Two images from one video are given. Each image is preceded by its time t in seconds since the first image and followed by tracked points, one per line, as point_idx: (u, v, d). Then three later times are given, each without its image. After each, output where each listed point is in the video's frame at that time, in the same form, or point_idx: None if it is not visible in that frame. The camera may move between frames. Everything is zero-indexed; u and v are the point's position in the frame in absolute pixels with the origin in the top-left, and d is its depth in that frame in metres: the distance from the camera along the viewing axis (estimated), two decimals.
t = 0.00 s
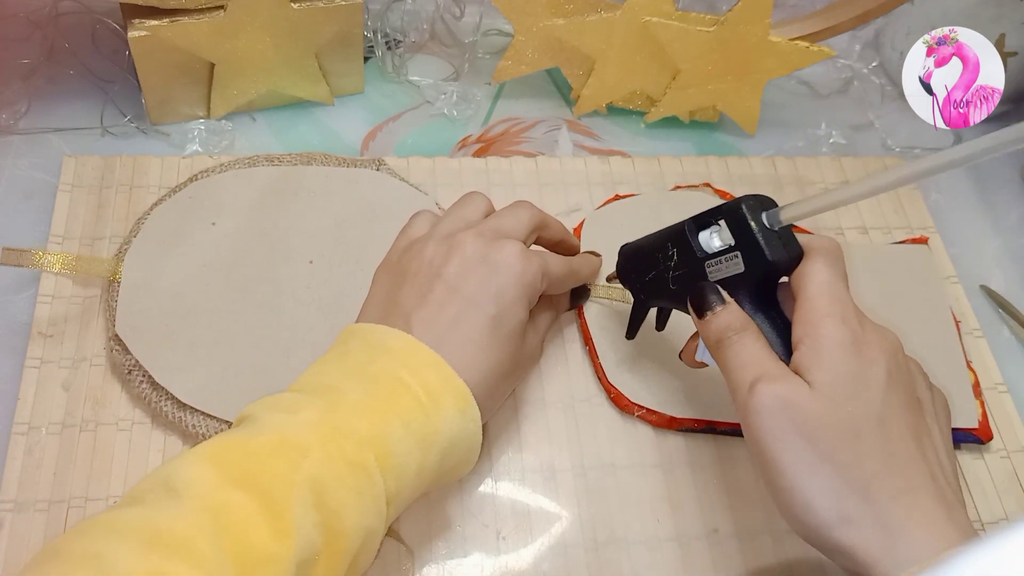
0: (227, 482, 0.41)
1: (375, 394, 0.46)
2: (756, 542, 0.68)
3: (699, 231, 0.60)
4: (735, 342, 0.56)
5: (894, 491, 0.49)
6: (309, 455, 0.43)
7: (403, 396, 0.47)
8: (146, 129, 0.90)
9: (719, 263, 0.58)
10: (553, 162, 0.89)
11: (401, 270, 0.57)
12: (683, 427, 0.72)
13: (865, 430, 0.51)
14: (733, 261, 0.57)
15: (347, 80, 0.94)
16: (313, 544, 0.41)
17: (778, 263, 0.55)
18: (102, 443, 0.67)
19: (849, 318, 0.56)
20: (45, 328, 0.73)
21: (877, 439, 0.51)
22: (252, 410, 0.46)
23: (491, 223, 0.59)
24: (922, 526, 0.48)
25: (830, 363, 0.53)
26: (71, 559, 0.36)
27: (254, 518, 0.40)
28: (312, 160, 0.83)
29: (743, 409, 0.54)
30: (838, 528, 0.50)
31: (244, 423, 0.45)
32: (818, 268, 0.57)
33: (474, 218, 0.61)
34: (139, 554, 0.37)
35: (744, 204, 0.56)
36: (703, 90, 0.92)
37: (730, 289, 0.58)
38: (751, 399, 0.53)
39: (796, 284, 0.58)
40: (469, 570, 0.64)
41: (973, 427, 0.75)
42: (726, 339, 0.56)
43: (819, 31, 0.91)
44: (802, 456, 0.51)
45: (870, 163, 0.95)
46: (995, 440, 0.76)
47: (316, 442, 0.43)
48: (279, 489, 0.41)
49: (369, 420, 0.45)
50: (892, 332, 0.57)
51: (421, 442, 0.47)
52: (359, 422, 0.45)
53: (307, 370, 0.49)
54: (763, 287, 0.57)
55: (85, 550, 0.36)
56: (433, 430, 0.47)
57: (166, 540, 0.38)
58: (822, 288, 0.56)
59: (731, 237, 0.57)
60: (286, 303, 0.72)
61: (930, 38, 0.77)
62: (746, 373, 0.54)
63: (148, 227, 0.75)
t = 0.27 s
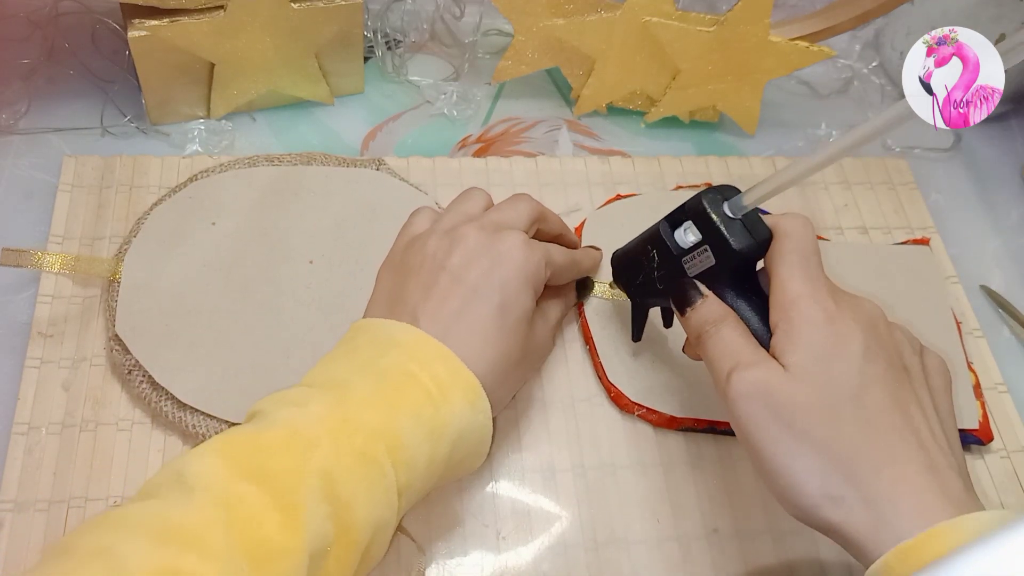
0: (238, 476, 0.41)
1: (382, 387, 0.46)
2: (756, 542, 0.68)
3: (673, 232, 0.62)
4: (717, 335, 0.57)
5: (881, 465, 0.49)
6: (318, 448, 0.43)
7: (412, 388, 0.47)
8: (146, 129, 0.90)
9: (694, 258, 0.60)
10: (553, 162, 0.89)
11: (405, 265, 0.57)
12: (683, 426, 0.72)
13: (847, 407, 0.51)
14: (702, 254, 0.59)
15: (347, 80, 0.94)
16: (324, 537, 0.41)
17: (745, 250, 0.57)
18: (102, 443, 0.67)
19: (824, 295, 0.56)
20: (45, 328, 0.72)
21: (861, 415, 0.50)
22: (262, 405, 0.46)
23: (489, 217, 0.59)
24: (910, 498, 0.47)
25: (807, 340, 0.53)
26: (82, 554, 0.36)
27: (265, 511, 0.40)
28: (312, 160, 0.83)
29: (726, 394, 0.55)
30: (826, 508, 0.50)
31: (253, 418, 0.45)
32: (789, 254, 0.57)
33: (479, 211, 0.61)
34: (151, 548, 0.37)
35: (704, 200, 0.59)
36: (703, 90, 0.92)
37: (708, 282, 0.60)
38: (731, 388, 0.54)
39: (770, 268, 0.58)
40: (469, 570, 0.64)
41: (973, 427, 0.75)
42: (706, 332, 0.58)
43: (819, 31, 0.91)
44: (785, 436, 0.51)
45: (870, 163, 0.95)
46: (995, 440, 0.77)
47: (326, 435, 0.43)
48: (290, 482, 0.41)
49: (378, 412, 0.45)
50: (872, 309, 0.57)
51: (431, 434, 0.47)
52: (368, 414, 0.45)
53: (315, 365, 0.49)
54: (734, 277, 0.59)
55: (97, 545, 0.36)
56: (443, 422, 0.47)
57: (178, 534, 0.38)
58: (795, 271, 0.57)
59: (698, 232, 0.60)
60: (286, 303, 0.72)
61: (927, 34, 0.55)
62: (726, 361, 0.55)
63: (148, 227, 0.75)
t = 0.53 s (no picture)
0: (219, 482, 0.40)
1: (370, 387, 0.46)
2: (755, 542, 0.68)
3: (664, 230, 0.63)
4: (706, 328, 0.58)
5: (867, 451, 0.50)
6: (299, 451, 0.43)
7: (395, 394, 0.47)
8: (146, 129, 0.90)
9: (686, 256, 0.61)
10: (553, 162, 0.89)
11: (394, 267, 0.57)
12: (683, 426, 0.72)
13: (833, 394, 0.52)
14: (695, 251, 0.60)
15: (347, 80, 0.94)
16: (307, 542, 0.41)
17: (733, 246, 0.59)
18: (102, 443, 0.67)
19: (810, 287, 0.57)
20: (45, 328, 0.72)
21: (847, 402, 0.51)
22: (247, 410, 0.46)
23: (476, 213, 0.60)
24: (895, 484, 0.48)
25: (794, 331, 0.54)
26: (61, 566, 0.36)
27: (245, 516, 0.40)
28: (313, 160, 0.83)
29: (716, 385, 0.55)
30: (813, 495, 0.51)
31: (238, 423, 0.45)
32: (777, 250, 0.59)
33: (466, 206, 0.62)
34: (131, 554, 0.37)
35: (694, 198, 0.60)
36: (703, 90, 0.92)
37: (699, 279, 0.61)
38: (720, 378, 0.54)
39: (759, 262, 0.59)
40: (469, 569, 0.64)
41: (974, 428, 0.74)
42: (697, 327, 0.59)
43: (820, 31, 0.91)
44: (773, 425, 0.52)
45: (870, 163, 0.95)
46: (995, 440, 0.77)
47: (309, 437, 0.43)
48: (271, 487, 0.41)
49: (362, 414, 0.45)
50: (857, 297, 0.58)
51: (418, 434, 0.46)
52: (353, 415, 0.45)
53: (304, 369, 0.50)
54: (724, 271, 0.60)
55: (75, 556, 0.37)
56: (429, 423, 0.47)
57: (156, 542, 0.38)
58: (782, 265, 0.58)
59: (688, 229, 0.60)
60: (286, 303, 0.72)
61: (926, 36, 0.54)
62: (715, 353, 0.56)
63: (148, 227, 0.76)
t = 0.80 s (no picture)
0: None
1: (264, 483, 0.41)
2: (756, 542, 0.68)
3: (661, 221, 0.62)
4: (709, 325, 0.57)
5: (874, 443, 0.50)
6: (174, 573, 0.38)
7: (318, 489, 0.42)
8: (146, 129, 0.90)
9: (683, 247, 0.60)
10: (553, 162, 0.89)
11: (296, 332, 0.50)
12: (684, 426, 0.72)
13: (841, 387, 0.52)
14: (692, 242, 0.60)
15: (347, 80, 0.94)
16: None
17: (734, 238, 0.58)
18: (102, 443, 0.67)
19: (811, 279, 0.57)
20: (45, 328, 0.72)
21: (856, 395, 0.52)
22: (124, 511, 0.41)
23: (387, 261, 0.52)
24: (903, 476, 0.49)
25: (798, 324, 0.54)
26: None
27: None
28: (313, 160, 0.83)
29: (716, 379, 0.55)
30: (820, 488, 0.51)
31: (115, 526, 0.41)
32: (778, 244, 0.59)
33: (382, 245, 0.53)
34: None
35: (693, 189, 0.59)
36: (703, 90, 0.92)
37: (697, 271, 0.60)
38: (722, 373, 0.54)
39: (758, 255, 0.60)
40: (469, 570, 0.64)
41: (973, 429, 0.75)
42: (697, 320, 0.58)
43: (820, 31, 0.91)
44: (778, 417, 0.52)
45: (870, 163, 0.95)
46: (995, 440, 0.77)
47: (182, 555, 0.38)
48: None
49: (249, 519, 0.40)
50: (857, 290, 0.59)
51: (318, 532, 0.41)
52: (239, 521, 0.40)
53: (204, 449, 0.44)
54: (720, 263, 0.60)
55: None
56: (336, 515, 0.42)
57: None
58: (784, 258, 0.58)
59: (686, 220, 0.60)
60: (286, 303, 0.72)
61: (927, 36, 0.55)
62: (716, 349, 0.56)
63: (148, 227, 0.76)
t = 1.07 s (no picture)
0: None
1: None
2: (756, 542, 0.68)
3: (697, 225, 0.62)
4: (740, 322, 0.57)
5: (905, 439, 0.50)
6: None
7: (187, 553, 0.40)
8: (146, 130, 0.90)
9: (719, 250, 0.60)
10: (553, 162, 0.89)
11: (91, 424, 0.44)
12: (685, 426, 0.72)
13: (871, 384, 0.52)
14: (728, 245, 0.59)
15: (347, 80, 0.94)
16: None
17: (771, 241, 0.57)
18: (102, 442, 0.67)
19: (846, 281, 0.58)
20: (44, 328, 0.73)
21: (884, 393, 0.52)
22: None
23: (124, 352, 0.48)
24: (932, 472, 0.49)
25: (831, 321, 0.55)
26: None
27: None
28: (314, 159, 0.83)
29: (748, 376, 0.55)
30: (846, 483, 0.51)
31: None
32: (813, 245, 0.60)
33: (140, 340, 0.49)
34: None
35: (733, 193, 0.59)
36: (703, 90, 0.92)
37: (732, 274, 0.60)
38: (754, 367, 0.54)
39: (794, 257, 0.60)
40: (468, 570, 0.64)
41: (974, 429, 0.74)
42: (729, 318, 0.58)
43: (819, 31, 0.91)
44: (808, 412, 0.52)
45: (870, 163, 0.95)
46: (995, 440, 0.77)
47: None
48: None
49: None
50: (891, 292, 0.59)
51: None
52: None
53: None
54: (756, 267, 0.59)
55: None
56: None
57: None
58: (820, 259, 0.59)
59: (723, 223, 0.59)
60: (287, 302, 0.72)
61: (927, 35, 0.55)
62: (749, 343, 0.55)
63: (149, 227, 0.76)
